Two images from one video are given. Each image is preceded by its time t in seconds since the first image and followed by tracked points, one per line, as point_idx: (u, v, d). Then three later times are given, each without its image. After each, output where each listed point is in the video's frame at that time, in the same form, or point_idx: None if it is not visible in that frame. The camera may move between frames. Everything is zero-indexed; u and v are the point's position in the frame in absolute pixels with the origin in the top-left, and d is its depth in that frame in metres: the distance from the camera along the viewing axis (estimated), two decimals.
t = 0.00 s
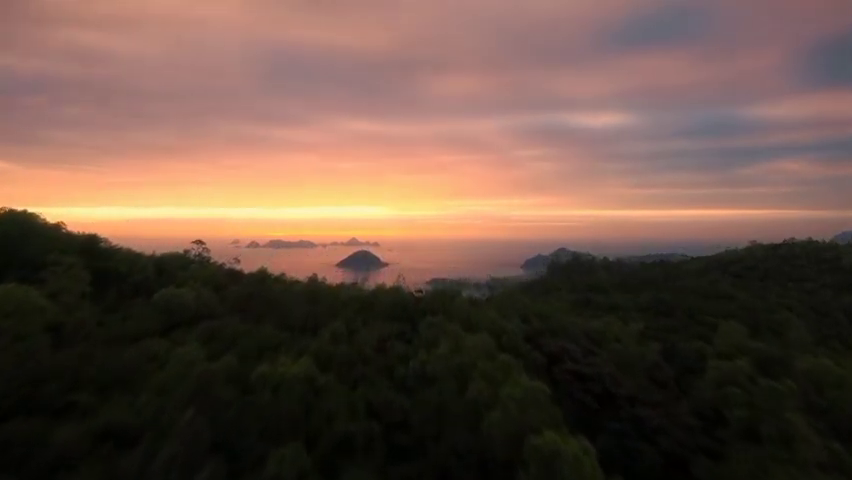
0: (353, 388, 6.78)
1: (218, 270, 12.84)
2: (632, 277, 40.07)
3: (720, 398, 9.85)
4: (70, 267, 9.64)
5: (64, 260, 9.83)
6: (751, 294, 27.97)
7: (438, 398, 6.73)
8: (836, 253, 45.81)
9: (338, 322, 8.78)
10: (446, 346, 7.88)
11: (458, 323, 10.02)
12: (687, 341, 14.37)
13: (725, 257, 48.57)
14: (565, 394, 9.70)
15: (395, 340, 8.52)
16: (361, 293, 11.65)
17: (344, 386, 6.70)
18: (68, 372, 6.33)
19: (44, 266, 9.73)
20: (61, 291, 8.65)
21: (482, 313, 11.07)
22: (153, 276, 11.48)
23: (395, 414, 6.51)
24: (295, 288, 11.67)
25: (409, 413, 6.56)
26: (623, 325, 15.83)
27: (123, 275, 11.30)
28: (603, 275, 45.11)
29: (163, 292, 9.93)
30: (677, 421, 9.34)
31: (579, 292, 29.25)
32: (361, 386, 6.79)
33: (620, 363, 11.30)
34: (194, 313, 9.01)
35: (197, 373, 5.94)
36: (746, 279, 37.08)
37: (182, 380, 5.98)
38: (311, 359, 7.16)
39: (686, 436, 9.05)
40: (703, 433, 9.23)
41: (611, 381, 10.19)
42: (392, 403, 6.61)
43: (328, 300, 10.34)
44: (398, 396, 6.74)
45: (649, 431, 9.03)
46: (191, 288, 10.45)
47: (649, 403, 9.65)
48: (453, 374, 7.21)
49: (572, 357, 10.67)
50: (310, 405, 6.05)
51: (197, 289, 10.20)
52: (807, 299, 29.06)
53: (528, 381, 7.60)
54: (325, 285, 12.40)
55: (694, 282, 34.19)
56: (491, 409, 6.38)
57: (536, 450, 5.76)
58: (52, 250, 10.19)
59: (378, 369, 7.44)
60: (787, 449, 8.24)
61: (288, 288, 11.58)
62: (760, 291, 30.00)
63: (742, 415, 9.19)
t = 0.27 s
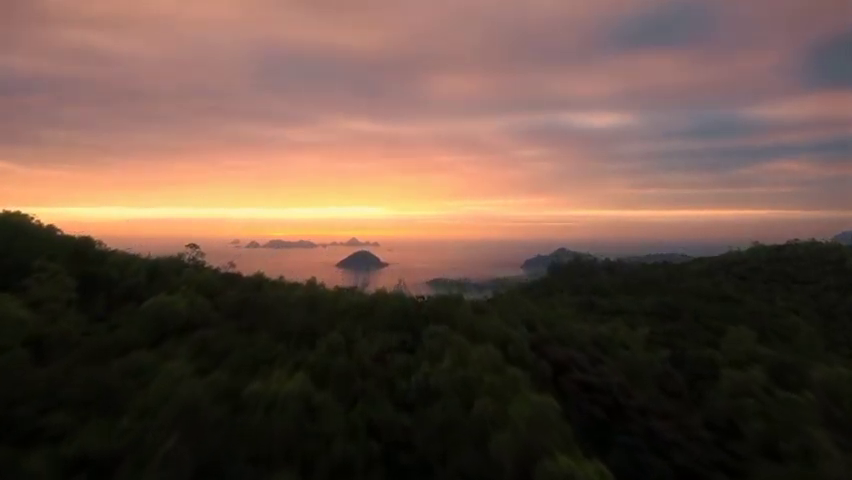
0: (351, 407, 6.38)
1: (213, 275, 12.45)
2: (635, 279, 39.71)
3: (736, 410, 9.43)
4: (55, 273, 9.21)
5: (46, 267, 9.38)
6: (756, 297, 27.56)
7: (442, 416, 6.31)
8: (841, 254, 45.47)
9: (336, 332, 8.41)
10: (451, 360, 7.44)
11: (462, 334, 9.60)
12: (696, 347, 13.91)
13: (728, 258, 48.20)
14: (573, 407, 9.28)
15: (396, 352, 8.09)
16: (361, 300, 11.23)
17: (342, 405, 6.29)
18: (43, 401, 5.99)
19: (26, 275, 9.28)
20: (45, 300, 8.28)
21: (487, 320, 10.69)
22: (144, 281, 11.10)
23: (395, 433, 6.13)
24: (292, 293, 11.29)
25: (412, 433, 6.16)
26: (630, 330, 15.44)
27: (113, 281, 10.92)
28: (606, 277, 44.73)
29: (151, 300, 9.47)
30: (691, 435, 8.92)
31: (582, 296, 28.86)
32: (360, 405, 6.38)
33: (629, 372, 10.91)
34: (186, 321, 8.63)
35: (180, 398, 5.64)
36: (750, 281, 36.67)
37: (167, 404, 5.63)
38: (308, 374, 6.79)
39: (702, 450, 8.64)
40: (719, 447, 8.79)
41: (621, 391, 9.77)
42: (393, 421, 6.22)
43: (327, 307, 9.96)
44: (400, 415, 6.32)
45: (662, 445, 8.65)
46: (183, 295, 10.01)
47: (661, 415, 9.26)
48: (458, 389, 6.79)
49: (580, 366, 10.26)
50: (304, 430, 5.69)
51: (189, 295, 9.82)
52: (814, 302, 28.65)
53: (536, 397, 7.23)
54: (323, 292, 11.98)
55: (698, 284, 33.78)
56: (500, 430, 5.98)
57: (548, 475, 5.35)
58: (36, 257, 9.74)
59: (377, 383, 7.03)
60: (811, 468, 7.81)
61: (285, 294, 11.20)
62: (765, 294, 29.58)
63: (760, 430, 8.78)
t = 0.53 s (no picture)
0: (351, 427, 6.04)
1: (207, 279, 12.07)
2: (638, 281, 39.31)
3: (752, 425, 9.08)
4: (40, 281, 8.82)
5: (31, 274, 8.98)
6: (762, 300, 27.15)
7: (449, 439, 5.96)
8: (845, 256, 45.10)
9: (335, 343, 8.03)
10: (456, 374, 7.08)
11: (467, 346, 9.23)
12: (706, 354, 13.54)
13: (730, 259, 47.84)
14: (582, 420, 8.92)
15: (399, 364, 7.73)
16: (361, 307, 10.83)
17: (342, 427, 5.95)
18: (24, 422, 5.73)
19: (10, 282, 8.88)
20: (29, 310, 7.90)
21: (493, 329, 10.30)
22: (136, 287, 10.71)
23: (398, 456, 5.81)
24: (290, 299, 10.91)
25: (415, 457, 5.82)
26: (637, 335, 15.05)
27: (103, 288, 10.54)
28: (608, 279, 44.36)
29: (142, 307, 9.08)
30: (707, 451, 8.55)
31: (585, 299, 28.49)
32: (361, 426, 6.03)
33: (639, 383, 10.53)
34: (178, 332, 8.26)
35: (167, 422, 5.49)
36: (754, 283, 36.24)
37: (152, 426, 5.47)
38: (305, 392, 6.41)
39: (718, 469, 8.28)
40: (737, 465, 8.44)
41: (632, 401, 9.40)
42: (395, 443, 5.88)
43: (326, 314, 9.57)
44: (403, 437, 5.97)
45: (676, 462, 8.29)
46: (176, 302, 9.61)
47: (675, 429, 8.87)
48: (464, 407, 6.44)
49: (589, 376, 9.89)
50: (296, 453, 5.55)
51: (182, 301, 9.44)
52: (820, 304, 28.29)
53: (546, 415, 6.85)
54: (322, 299, 11.58)
55: (702, 286, 33.35)
56: (512, 455, 5.62)
57: None
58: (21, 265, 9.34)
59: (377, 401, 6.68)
60: None
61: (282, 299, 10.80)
62: (770, 296, 29.17)
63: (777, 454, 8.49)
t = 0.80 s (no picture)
0: (350, 452, 5.62)
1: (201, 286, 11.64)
2: (641, 284, 38.88)
3: (772, 440, 8.64)
4: (22, 291, 8.38)
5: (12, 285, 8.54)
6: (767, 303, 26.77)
7: (454, 464, 5.54)
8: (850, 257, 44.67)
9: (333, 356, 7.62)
10: (462, 391, 6.66)
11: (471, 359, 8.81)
12: (717, 363, 13.10)
13: (733, 262, 47.42)
14: (593, 436, 8.48)
15: (400, 379, 7.30)
16: (360, 315, 10.39)
17: (340, 452, 5.54)
18: None
19: None
20: (8, 322, 7.47)
21: (498, 338, 9.88)
22: (126, 293, 10.29)
23: None
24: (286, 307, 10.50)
25: None
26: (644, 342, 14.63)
27: (91, 297, 10.10)
28: (610, 281, 43.93)
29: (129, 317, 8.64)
30: (726, 466, 8.11)
31: (589, 303, 28.08)
32: (360, 450, 5.61)
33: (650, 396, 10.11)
34: (167, 342, 7.83)
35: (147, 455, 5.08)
36: (759, 286, 35.78)
37: (130, 459, 5.06)
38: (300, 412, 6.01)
39: None
40: None
41: (645, 414, 8.96)
42: (397, 468, 5.46)
43: (322, 323, 9.13)
44: (405, 462, 5.54)
45: None
46: (166, 310, 9.17)
47: (692, 445, 8.42)
48: (470, 428, 6.02)
49: (599, 388, 9.46)
50: None
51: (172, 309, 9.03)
52: (828, 308, 27.86)
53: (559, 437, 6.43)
54: (320, 307, 11.14)
55: (706, 290, 32.95)
56: None
57: None
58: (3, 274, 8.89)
59: (377, 420, 6.26)
60: None
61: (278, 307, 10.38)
62: (776, 300, 28.74)
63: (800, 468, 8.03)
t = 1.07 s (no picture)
0: None
1: (196, 292, 11.28)
2: (644, 286, 38.46)
3: (794, 456, 8.22)
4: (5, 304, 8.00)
5: None
6: (774, 307, 26.37)
7: None
8: None
9: (332, 370, 7.23)
10: (470, 412, 6.28)
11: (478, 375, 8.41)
12: (730, 373, 12.70)
13: (737, 263, 47.02)
14: (606, 452, 8.07)
15: (404, 397, 6.90)
16: (361, 325, 9.98)
17: None
18: None
19: None
20: None
21: (505, 349, 9.50)
22: (116, 300, 9.93)
23: None
24: (284, 314, 10.13)
25: None
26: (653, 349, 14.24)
27: (80, 306, 9.71)
28: (612, 284, 43.53)
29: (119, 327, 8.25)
30: None
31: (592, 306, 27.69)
32: None
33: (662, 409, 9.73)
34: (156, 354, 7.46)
35: None
36: (764, 289, 35.40)
37: None
38: (295, 437, 5.70)
39: None
40: None
41: (660, 429, 8.54)
42: None
43: (321, 334, 8.76)
44: None
45: None
46: (158, 319, 8.77)
47: (711, 464, 7.99)
48: (479, 454, 5.65)
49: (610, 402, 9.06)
50: None
51: (164, 317, 8.66)
52: (836, 311, 27.44)
53: (572, 463, 6.03)
54: (319, 316, 10.73)
55: (710, 293, 32.56)
56: None
57: None
58: None
59: (380, 441, 5.90)
60: None
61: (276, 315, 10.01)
62: (782, 303, 28.36)
63: None
